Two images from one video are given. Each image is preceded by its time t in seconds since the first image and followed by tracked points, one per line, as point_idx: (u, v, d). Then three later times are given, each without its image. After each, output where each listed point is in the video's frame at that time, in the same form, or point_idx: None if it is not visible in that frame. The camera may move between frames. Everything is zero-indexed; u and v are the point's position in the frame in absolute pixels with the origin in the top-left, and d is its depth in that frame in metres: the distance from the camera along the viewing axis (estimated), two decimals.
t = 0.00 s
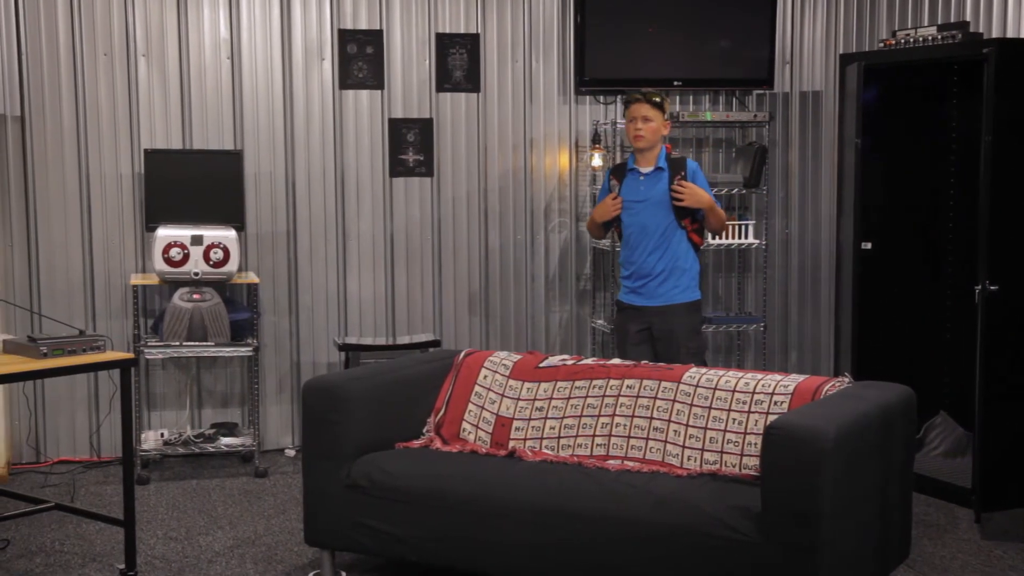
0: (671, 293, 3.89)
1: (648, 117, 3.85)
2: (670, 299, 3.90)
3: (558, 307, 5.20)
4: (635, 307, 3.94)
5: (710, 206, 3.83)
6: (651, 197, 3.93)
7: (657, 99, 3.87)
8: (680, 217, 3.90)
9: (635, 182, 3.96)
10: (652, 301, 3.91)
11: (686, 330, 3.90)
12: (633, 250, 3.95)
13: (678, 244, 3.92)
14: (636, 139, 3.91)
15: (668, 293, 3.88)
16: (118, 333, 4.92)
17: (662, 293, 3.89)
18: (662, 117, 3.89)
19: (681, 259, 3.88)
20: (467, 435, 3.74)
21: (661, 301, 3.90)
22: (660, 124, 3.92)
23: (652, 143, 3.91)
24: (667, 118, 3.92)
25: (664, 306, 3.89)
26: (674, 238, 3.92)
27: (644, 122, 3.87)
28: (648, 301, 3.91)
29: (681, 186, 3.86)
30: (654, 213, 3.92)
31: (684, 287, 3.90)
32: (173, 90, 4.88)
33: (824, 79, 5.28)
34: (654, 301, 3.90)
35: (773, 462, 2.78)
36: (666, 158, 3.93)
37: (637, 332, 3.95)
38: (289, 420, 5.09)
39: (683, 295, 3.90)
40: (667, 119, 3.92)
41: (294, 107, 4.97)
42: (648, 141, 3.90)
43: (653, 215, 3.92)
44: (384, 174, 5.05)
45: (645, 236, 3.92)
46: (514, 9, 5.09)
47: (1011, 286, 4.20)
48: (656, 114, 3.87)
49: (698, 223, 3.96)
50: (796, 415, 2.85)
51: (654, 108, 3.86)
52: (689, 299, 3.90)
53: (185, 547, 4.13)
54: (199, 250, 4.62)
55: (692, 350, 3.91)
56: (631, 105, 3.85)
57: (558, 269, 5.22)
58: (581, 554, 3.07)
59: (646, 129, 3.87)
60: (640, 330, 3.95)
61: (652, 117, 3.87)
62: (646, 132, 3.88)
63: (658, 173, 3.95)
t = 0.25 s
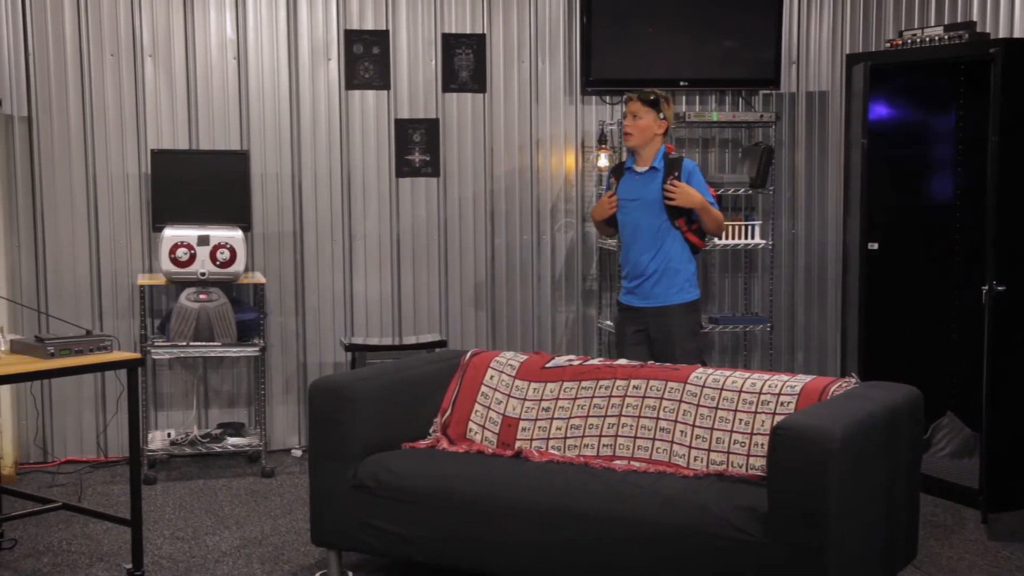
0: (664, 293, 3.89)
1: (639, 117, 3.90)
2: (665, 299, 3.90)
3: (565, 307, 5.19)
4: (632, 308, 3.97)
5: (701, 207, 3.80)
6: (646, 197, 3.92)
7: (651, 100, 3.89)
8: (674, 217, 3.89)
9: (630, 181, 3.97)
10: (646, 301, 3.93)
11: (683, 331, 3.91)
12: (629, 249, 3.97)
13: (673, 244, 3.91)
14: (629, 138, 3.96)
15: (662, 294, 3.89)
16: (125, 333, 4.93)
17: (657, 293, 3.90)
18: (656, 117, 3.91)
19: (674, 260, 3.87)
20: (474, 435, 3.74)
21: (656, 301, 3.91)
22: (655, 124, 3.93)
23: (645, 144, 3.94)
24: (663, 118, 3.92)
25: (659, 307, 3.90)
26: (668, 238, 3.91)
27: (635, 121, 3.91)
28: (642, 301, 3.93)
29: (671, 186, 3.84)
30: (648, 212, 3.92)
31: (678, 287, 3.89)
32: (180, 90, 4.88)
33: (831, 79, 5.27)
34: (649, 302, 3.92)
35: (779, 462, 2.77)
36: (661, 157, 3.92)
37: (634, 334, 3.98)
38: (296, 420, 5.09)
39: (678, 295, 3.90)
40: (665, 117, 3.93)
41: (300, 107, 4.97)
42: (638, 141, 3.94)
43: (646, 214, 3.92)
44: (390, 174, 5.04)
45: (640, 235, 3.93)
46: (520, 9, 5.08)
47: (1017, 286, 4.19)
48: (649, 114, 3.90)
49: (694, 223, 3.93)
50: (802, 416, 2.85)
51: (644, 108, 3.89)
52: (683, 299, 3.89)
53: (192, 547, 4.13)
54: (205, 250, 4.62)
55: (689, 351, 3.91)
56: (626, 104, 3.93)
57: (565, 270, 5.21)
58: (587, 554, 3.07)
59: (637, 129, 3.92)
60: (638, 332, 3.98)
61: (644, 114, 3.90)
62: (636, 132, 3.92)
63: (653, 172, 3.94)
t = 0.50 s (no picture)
0: (666, 293, 3.89)
1: (646, 117, 3.88)
2: (668, 299, 3.90)
3: (579, 307, 5.18)
4: (637, 307, 3.98)
5: (700, 208, 3.78)
6: (648, 196, 3.92)
7: (658, 100, 3.88)
8: (676, 217, 3.88)
9: (634, 180, 3.98)
10: (650, 301, 3.94)
11: (687, 331, 3.90)
12: (633, 249, 3.98)
13: (676, 243, 3.90)
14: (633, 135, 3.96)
15: (664, 293, 3.89)
16: (140, 333, 4.94)
17: (660, 293, 3.90)
18: (663, 118, 3.89)
19: (675, 260, 3.87)
20: (489, 435, 3.74)
21: (660, 301, 3.92)
22: (661, 123, 3.92)
23: (650, 143, 3.93)
24: (669, 118, 3.91)
25: (662, 307, 3.90)
26: (671, 238, 3.90)
27: (641, 121, 3.90)
28: (645, 301, 3.94)
29: (671, 186, 3.83)
30: (650, 212, 3.92)
31: (681, 287, 3.88)
32: (195, 91, 4.90)
33: (847, 78, 5.26)
34: (652, 301, 3.93)
35: (794, 462, 2.77)
36: (665, 157, 3.91)
37: (640, 333, 3.98)
38: (310, 420, 5.09)
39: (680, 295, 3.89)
40: (670, 117, 3.92)
41: (315, 107, 4.98)
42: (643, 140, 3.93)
43: (649, 213, 3.92)
44: (404, 174, 5.05)
45: (643, 235, 3.93)
46: (535, 9, 5.08)
47: None
48: (656, 114, 3.88)
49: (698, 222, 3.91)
50: (817, 416, 2.84)
51: (651, 109, 3.88)
52: (686, 299, 3.88)
53: (207, 546, 4.15)
54: (220, 249, 4.63)
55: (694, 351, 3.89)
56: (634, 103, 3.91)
57: (580, 270, 5.20)
58: (601, 554, 3.06)
59: (642, 128, 3.90)
60: (644, 332, 3.98)
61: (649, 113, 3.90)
62: (641, 132, 3.91)
63: (656, 171, 3.93)
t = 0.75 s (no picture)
0: (674, 295, 3.86)
1: (648, 117, 3.90)
2: (677, 301, 3.87)
3: (598, 307, 5.17)
4: (648, 309, 3.97)
5: (703, 210, 3.74)
6: (655, 198, 3.90)
7: (661, 99, 3.89)
8: (682, 219, 3.85)
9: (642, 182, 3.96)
10: (659, 303, 3.91)
11: (696, 331, 3.86)
12: (642, 251, 3.96)
13: (683, 245, 3.87)
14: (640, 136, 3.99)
15: (672, 296, 3.86)
16: (160, 333, 4.96)
17: (667, 295, 3.88)
18: (667, 117, 3.89)
19: (681, 262, 3.83)
20: (507, 435, 3.75)
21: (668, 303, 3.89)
22: (666, 123, 3.92)
23: (656, 143, 3.94)
24: (674, 118, 3.90)
25: (671, 309, 3.87)
26: (678, 239, 3.87)
27: (645, 121, 3.92)
28: (654, 303, 3.91)
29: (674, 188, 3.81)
30: (657, 214, 3.90)
31: (688, 289, 3.85)
32: (215, 92, 4.91)
33: (866, 78, 5.24)
34: (660, 303, 3.91)
35: (814, 463, 2.76)
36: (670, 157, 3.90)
37: (652, 335, 3.95)
38: (329, 420, 5.10)
39: (688, 297, 3.86)
40: (676, 116, 3.91)
41: (334, 108, 4.99)
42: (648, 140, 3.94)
43: (656, 215, 3.91)
44: (423, 175, 5.05)
45: (650, 237, 3.92)
46: (554, 9, 5.08)
47: None
48: (659, 113, 3.90)
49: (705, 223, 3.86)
50: (837, 417, 2.83)
51: (654, 109, 3.89)
52: (694, 301, 3.84)
53: (227, 545, 4.16)
54: (240, 249, 4.65)
55: (703, 351, 3.86)
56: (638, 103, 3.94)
57: (598, 270, 5.19)
58: (621, 555, 3.06)
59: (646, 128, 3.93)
60: (655, 332, 3.95)
61: (655, 113, 3.90)
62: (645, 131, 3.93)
63: (662, 173, 3.91)
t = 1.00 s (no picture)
0: (679, 299, 3.86)
1: (653, 119, 3.94)
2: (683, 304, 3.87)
3: (618, 307, 5.17)
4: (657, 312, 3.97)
5: (702, 212, 3.75)
6: (662, 202, 3.93)
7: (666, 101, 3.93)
8: (688, 222, 3.86)
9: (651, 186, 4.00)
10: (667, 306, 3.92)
11: (703, 334, 3.84)
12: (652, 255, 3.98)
13: (690, 248, 3.87)
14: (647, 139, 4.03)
15: (679, 299, 3.87)
16: (182, 332, 4.98)
17: (674, 298, 3.88)
18: (672, 119, 3.93)
19: (686, 265, 3.83)
20: (527, 435, 3.75)
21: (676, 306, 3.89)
22: (673, 125, 3.96)
23: (662, 145, 3.98)
24: (680, 120, 3.93)
25: (677, 312, 3.87)
26: (684, 243, 3.88)
27: (651, 124, 3.96)
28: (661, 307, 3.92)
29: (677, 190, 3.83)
30: (663, 217, 3.92)
31: (693, 292, 3.84)
32: (237, 93, 4.93)
33: (888, 79, 5.22)
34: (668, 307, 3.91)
35: (835, 464, 2.74)
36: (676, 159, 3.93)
37: (662, 338, 3.93)
38: (349, 419, 5.10)
39: (694, 300, 3.85)
40: (682, 117, 3.94)
41: (355, 108, 5.00)
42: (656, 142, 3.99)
43: (662, 219, 3.93)
44: (444, 175, 5.05)
45: (658, 241, 3.94)
46: (575, 10, 5.08)
47: None
48: (665, 115, 3.94)
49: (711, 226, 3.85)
50: (859, 418, 2.81)
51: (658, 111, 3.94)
52: (699, 304, 3.83)
53: (247, 544, 4.17)
54: (261, 250, 4.66)
55: (710, 353, 3.84)
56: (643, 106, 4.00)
57: (619, 270, 5.18)
58: (641, 556, 3.05)
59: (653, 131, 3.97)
60: (664, 335, 3.94)
61: (661, 115, 3.95)
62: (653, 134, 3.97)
63: (670, 177, 3.94)
